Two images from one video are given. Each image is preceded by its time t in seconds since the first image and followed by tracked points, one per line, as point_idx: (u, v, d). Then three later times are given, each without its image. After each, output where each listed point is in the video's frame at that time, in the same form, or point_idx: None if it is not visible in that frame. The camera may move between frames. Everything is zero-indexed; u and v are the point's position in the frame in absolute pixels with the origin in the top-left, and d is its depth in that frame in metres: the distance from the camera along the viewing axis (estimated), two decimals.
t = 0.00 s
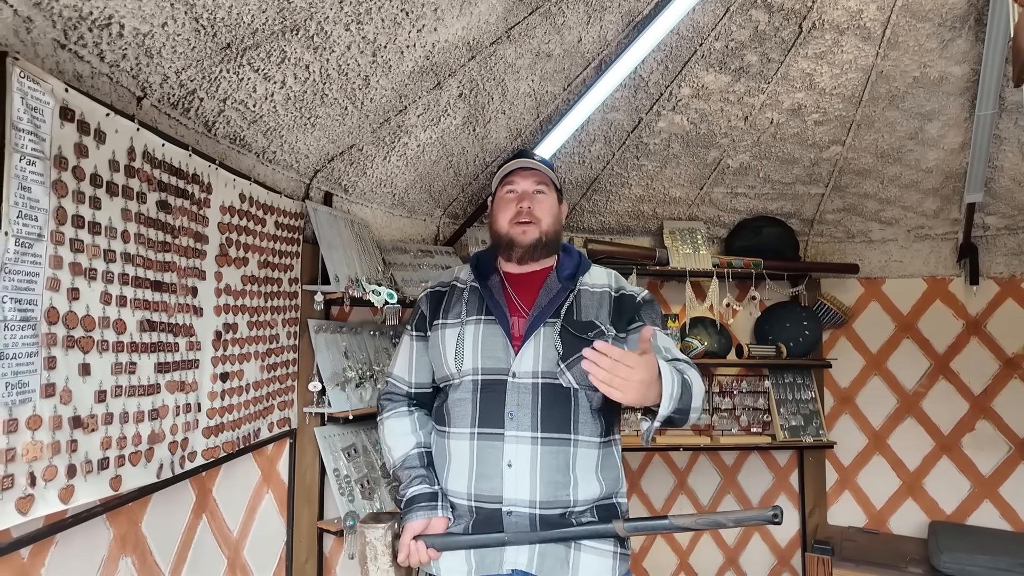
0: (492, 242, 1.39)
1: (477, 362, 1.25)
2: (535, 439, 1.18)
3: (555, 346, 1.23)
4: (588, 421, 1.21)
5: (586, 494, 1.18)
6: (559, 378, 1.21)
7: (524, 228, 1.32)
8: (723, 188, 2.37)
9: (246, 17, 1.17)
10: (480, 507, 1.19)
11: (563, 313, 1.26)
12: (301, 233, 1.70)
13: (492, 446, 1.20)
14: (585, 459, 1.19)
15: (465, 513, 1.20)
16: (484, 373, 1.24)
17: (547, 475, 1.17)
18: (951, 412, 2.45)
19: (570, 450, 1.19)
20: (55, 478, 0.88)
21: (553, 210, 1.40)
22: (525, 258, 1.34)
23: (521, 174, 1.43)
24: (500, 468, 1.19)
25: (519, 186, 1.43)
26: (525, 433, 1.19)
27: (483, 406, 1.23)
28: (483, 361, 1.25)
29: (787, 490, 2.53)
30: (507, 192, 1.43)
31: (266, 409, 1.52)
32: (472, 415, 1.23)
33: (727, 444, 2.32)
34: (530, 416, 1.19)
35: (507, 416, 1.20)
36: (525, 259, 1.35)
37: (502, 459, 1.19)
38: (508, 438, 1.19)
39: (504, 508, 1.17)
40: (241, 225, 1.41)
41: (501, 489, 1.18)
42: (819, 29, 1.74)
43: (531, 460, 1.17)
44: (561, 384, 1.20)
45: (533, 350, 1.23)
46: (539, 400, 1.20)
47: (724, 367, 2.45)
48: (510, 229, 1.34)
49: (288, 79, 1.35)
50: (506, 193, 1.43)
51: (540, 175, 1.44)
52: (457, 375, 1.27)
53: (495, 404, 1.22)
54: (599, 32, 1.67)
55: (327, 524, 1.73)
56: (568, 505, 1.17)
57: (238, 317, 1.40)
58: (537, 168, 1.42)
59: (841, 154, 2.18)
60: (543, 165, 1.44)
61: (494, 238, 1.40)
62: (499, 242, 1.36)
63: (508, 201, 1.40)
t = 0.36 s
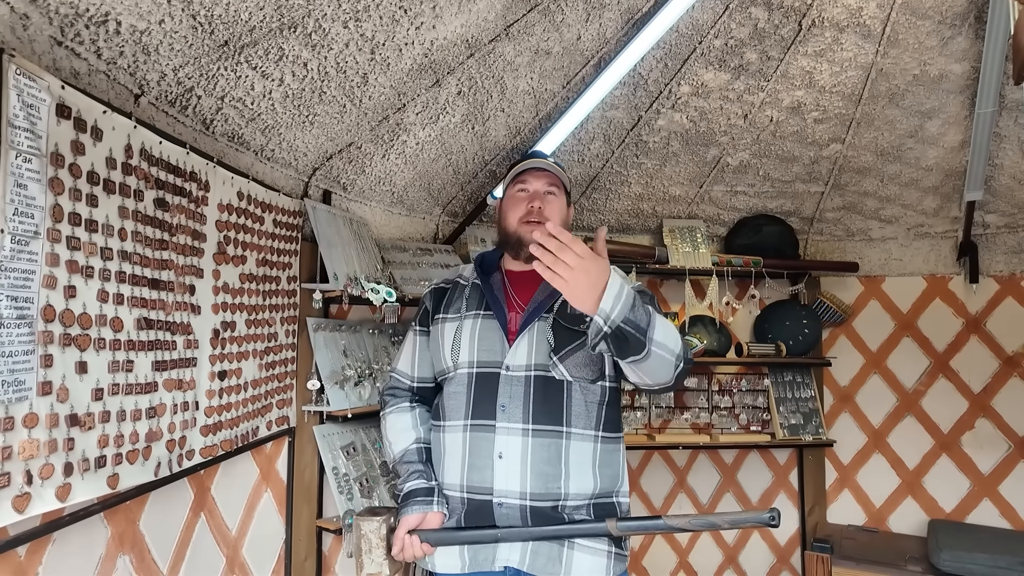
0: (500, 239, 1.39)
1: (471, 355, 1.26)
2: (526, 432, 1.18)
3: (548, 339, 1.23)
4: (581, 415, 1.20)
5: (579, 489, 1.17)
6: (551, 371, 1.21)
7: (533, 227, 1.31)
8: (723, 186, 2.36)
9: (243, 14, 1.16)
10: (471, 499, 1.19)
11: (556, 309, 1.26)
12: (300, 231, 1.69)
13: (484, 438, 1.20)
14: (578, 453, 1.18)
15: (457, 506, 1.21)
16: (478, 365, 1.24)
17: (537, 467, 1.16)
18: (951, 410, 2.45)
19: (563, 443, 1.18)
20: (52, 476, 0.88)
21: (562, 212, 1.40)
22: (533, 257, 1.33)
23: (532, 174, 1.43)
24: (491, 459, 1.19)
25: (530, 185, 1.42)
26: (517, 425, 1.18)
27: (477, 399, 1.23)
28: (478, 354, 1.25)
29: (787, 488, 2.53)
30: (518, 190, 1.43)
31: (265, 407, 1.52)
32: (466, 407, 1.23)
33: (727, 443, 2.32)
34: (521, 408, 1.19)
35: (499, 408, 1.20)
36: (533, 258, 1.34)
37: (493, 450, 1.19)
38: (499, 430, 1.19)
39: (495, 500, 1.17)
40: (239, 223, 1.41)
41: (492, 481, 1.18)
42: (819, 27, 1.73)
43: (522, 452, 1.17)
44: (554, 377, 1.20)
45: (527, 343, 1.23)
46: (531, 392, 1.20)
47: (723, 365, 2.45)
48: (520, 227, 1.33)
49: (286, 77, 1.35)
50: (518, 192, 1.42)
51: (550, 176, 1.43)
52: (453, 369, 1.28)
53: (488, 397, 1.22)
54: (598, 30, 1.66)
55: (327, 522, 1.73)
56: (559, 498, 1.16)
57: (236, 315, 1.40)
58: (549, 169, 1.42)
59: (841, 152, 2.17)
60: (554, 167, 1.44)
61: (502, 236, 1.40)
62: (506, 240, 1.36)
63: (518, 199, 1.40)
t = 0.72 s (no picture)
0: (500, 240, 1.38)
1: (475, 355, 1.25)
2: (528, 431, 1.18)
3: (553, 340, 1.23)
4: (585, 416, 1.20)
5: (581, 489, 1.17)
6: (556, 372, 1.21)
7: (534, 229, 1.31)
8: (723, 185, 2.36)
9: (244, 12, 1.16)
10: (473, 498, 1.19)
11: (562, 309, 1.26)
12: (300, 229, 1.69)
13: (487, 437, 1.20)
14: (581, 454, 1.18)
15: (459, 506, 1.21)
16: (482, 365, 1.24)
17: (540, 467, 1.17)
18: (952, 409, 2.45)
19: (566, 444, 1.18)
20: (53, 475, 0.88)
21: (562, 210, 1.40)
22: (534, 256, 1.34)
23: (530, 173, 1.42)
24: (493, 458, 1.19)
25: (530, 185, 1.41)
26: (520, 425, 1.18)
27: (480, 399, 1.23)
28: (481, 353, 1.25)
29: (787, 488, 2.53)
30: (517, 190, 1.42)
31: (266, 406, 1.52)
32: (469, 405, 1.23)
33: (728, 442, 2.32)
34: (524, 408, 1.19)
35: (502, 407, 1.20)
36: (534, 257, 1.34)
37: (495, 449, 1.19)
38: (503, 429, 1.19)
39: (497, 499, 1.17)
40: (240, 222, 1.41)
41: (494, 480, 1.18)
42: (820, 25, 1.73)
43: (525, 452, 1.17)
44: (558, 377, 1.21)
45: (531, 342, 1.23)
46: (535, 392, 1.20)
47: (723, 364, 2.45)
48: (520, 228, 1.33)
49: (287, 75, 1.35)
50: (517, 192, 1.42)
51: (549, 174, 1.42)
52: (456, 369, 1.27)
53: (491, 397, 1.22)
54: (600, 28, 1.66)
55: (328, 522, 1.73)
56: (562, 498, 1.16)
57: (237, 314, 1.40)
58: (547, 167, 1.41)
59: (842, 151, 2.17)
60: (553, 165, 1.42)
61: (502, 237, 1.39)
62: (507, 241, 1.35)
63: (518, 199, 1.39)
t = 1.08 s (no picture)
0: (499, 238, 1.38)
1: (480, 355, 1.25)
2: (536, 432, 1.19)
3: (559, 341, 1.24)
4: (590, 415, 1.22)
5: (587, 488, 1.18)
6: (562, 373, 1.22)
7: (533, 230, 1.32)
8: (724, 183, 2.36)
9: (246, 9, 1.16)
10: (481, 498, 1.19)
11: (567, 309, 1.27)
12: (302, 227, 1.69)
13: (495, 438, 1.20)
14: (588, 454, 1.19)
15: (465, 504, 1.21)
16: (487, 366, 1.24)
17: (548, 467, 1.17)
18: (952, 407, 2.45)
19: (572, 444, 1.19)
20: (56, 471, 0.88)
21: (562, 209, 1.40)
22: (534, 257, 1.35)
23: (530, 173, 1.41)
24: (501, 459, 1.19)
25: (530, 184, 1.41)
26: (527, 426, 1.19)
27: (486, 399, 1.22)
28: (487, 355, 1.25)
29: (788, 485, 2.53)
30: (516, 188, 1.42)
31: (268, 404, 1.52)
32: (475, 406, 1.23)
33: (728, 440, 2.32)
34: (531, 409, 1.20)
35: (509, 408, 1.21)
36: (534, 258, 1.36)
37: (503, 450, 1.19)
38: (510, 430, 1.19)
39: (505, 499, 1.17)
40: (242, 219, 1.41)
41: (502, 481, 1.18)
42: (822, 23, 1.73)
43: (532, 452, 1.18)
44: (564, 378, 1.22)
45: (537, 344, 1.23)
46: (542, 393, 1.21)
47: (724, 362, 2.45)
48: (520, 228, 1.33)
49: (289, 72, 1.35)
50: (517, 191, 1.41)
51: (549, 173, 1.42)
52: (461, 369, 1.27)
53: (498, 398, 1.22)
54: (601, 26, 1.66)
55: (329, 519, 1.74)
56: (569, 498, 1.17)
57: (239, 312, 1.40)
58: (548, 167, 1.41)
59: (843, 149, 2.17)
60: (553, 164, 1.42)
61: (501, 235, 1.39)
62: (506, 240, 1.36)
63: (518, 199, 1.39)
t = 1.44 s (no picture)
0: (496, 237, 1.39)
1: (485, 358, 1.26)
2: (543, 435, 1.19)
3: (564, 344, 1.24)
4: (593, 417, 1.23)
5: (591, 489, 1.20)
6: (567, 376, 1.23)
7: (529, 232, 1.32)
8: (724, 182, 2.36)
9: (247, 8, 1.16)
10: (487, 501, 1.19)
11: (571, 312, 1.28)
12: (302, 226, 1.69)
13: (502, 442, 1.21)
14: (592, 456, 1.21)
15: (470, 505, 1.21)
16: (492, 370, 1.24)
17: (554, 470, 1.18)
18: (952, 406, 2.46)
19: (578, 446, 1.20)
20: (59, 469, 0.89)
21: (559, 211, 1.40)
22: (528, 258, 1.36)
23: (528, 173, 1.41)
24: (508, 463, 1.20)
25: (527, 185, 1.41)
26: (534, 429, 1.20)
27: (492, 402, 1.23)
28: (493, 357, 1.25)
29: (787, 484, 2.53)
30: (514, 187, 1.42)
31: (268, 402, 1.52)
32: (481, 408, 1.23)
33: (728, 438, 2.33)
34: (538, 413, 1.21)
35: (516, 412, 1.21)
36: (529, 259, 1.36)
37: (511, 454, 1.20)
38: (518, 434, 1.20)
39: (511, 502, 1.18)
40: (243, 218, 1.41)
41: (509, 484, 1.19)
42: (822, 21, 1.73)
43: (539, 455, 1.19)
44: (569, 381, 1.23)
45: (542, 347, 1.24)
46: (548, 397, 1.21)
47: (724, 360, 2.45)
48: (515, 230, 1.34)
49: (290, 71, 1.35)
50: (513, 192, 1.41)
51: (548, 174, 1.41)
52: (465, 370, 1.27)
53: (504, 401, 1.22)
54: (602, 24, 1.66)
55: (330, 517, 1.74)
56: (574, 500, 1.18)
57: (240, 310, 1.40)
58: (545, 168, 1.40)
59: (843, 148, 2.17)
60: (552, 165, 1.41)
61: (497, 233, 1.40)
62: (502, 240, 1.37)
63: (514, 199, 1.39)
